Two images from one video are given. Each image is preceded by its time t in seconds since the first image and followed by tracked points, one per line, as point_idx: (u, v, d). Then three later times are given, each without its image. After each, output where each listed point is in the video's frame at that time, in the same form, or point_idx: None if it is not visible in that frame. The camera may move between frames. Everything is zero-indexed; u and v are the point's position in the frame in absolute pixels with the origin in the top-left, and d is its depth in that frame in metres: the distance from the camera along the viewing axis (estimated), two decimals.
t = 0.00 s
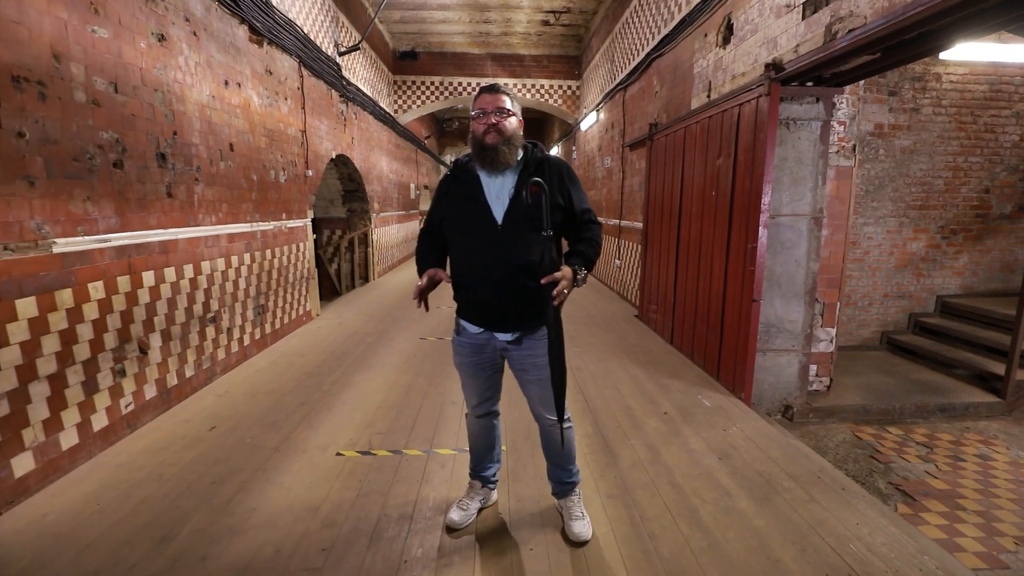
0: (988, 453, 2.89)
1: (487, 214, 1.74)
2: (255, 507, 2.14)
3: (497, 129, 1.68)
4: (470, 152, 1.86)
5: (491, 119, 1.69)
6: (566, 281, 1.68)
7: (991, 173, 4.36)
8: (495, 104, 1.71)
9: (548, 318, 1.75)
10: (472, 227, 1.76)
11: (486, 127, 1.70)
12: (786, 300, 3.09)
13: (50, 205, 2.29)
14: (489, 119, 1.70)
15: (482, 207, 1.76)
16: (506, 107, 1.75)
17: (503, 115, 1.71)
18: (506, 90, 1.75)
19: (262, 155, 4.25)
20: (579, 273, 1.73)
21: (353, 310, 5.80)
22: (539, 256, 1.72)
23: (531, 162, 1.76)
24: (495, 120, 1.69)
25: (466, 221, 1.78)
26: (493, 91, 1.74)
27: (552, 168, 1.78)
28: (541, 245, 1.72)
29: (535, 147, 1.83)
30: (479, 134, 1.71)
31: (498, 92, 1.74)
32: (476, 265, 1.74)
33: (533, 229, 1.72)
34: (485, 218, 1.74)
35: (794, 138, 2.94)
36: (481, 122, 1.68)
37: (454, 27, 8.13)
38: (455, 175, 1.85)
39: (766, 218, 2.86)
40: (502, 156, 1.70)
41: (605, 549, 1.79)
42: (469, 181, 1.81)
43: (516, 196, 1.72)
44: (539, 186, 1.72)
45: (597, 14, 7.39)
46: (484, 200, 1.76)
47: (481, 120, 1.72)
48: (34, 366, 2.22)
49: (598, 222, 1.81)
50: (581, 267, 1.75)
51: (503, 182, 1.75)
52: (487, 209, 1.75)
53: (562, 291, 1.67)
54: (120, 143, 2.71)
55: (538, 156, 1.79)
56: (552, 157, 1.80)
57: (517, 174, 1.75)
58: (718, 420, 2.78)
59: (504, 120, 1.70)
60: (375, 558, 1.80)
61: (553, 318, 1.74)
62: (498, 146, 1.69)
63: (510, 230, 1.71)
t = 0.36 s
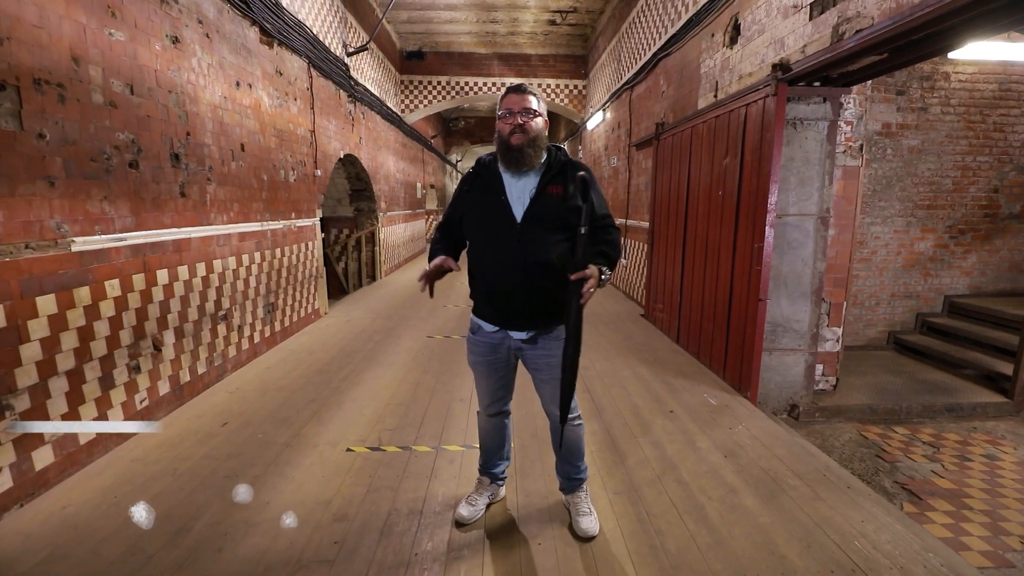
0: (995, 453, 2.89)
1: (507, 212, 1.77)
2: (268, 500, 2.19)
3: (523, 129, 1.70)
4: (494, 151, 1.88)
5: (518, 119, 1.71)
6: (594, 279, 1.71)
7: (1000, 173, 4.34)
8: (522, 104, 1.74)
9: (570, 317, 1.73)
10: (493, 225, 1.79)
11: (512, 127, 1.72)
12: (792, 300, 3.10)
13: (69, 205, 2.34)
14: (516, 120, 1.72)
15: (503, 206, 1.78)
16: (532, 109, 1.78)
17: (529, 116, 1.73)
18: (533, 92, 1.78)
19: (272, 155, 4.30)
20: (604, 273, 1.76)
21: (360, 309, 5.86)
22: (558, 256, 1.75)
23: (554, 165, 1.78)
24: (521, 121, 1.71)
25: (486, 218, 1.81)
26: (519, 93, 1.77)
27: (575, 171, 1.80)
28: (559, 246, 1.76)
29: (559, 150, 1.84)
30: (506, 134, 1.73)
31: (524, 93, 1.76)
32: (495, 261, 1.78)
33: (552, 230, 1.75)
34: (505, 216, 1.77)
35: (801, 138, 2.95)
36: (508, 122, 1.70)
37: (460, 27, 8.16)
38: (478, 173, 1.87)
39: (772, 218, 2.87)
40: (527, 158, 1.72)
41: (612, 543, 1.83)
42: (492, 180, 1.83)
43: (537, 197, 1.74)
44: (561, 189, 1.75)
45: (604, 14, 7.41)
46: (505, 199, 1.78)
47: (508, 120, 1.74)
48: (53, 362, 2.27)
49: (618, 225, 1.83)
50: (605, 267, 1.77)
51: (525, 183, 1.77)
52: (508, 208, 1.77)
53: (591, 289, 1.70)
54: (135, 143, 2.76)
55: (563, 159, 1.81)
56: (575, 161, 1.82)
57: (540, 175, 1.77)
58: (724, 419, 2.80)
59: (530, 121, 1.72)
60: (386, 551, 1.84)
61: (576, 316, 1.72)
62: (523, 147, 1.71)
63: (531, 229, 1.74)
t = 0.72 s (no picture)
0: (997, 452, 2.90)
1: (518, 211, 1.79)
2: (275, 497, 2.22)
3: (535, 130, 1.73)
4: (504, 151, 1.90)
5: (530, 120, 1.74)
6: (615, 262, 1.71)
7: (1002, 173, 4.34)
8: (534, 106, 1.76)
9: (594, 305, 1.83)
10: (503, 224, 1.81)
11: (525, 128, 1.74)
12: (794, 299, 3.11)
13: (79, 205, 2.37)
14: (528, 120, 1.75)
15: (513, 205, 1.80)
16: (544, 110, 1.80)
17: (541, 117, 1.75)
18: (545, 94, 1.81)
19: (277, 155, 4.34)
20: (629, 260, 1.76)
21: (364, 308, 5.89)
22: (567, 256, 1.78)
23: (564, 166, 1.81)
24: (534, 122, 1.74)
25: (495, 217, 1.84)
26: (532, 94, 1.79)
27: (585, 173, 1.83)
28: (569, 246, 1.79)
29: (570, 152, 1.88)
30: (518, 134, 1.75)
31: (536, 95, 1.79)
32: (504, 260, 1.80)
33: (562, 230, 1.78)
34: (515, 215, 1.79)
35: (803, 139, 2.96)
36: (520, 123, 1.73)
37: (463, 28, 8.19)
38: (488, 172, 1.89)
39: (774, 218, 2.89)
40: (539, 158, 1.75)
41: (616, 539, 1.85)
42: (502, 180, 1.85)
43: (548, 197, 1.77)
44: (572, 190, 1.78)
45: (606, 14, 7.43)
46: (515, 198, 1.81)
47: (520, 120, 1.76)
48: (64, 360, 2.30)
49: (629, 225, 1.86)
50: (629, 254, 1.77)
51: (536, 183, 1.80)
52: (518, 207, 1.80)
53: (613, 274, 1.69)
54: (143, 145, 2.80)
55: (574, 161, 1.84)
56: (585, 163, 1.85)
57: (551, 176, 1.80)
58: (726, 417, 2.82)
59: (542, 123, 1.75)
60: (392, 547, 1.87)
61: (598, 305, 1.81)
62: (536, 147, 1.74)
63: (542, 228, 1.77)
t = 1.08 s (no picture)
0: (998, 453, 2.91)
1: (522, 211, 1.81)
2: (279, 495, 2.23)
3: (540, 130, 1.74)
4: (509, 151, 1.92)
5: (535, 120, 1.75)
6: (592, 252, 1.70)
7: (1005, 174, 4.34)
8: (538, 106, 1.77)
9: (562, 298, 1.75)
10: (507, 224, 1.83)
11: (529, 127, 1.75)
12: (795, 300, 3.12)
13: (86, 205, 2.40)
14: (533, 121, 1.76)
15: (518, 205, 1.82)
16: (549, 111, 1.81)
17: (545, 117, 1.76)
18: (549, 95, 1.82)
19: (280, 156, 4.36)
20: (607, 255, 1.75)
21: (366, 308, 5.91)
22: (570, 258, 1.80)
23: (569, 168, 1.83)
24: (538, 122, 1.75)
25: (499, 217, 1.85)
26: (536, 95, 1.81)
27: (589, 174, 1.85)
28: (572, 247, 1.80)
29: (575, 152, 1.89)
30: (522, 134, 1.76)
31: (541, 96, 1.81)
32: (508, 261, 1.82)
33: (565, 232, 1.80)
34: (520, 216, 1.81)
35: (805, 140, 2.97)
36: (525, 123, 1.74)
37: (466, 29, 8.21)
38: (493, 172, 1.90)
39: (776, 218, 2.89)
40: (543, 159, 1.77)
41: (617, 538, 1.86)
42: (506, 180, 1.87)
43: (552, 198, 1.79)
44: (576, 191, 1.80)
45: (608, 15, 7.44)
46: (519, 199, 1.82)
47: (524, 120, 1.77)
48: (71, 359, 2.33)
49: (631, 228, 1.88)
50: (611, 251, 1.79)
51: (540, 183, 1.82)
52: (523, 207, 1.81)
53: (586, 260, 1.67)
54: (149, 145, 2.82)
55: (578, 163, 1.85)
56: (589, 164, 1.87)
57: (555, 177, 1.82)
58: (728, 417, 2.83)
59: (546, 123, 1.76)
60: (396, 544, 1.88)
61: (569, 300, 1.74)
62: (540, 148, 1.75)
63: (546, 230, 1.78)
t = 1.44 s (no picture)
0: (1002, 453, 2.90)
1: (525, 211, 1.81)
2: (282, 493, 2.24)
3: (542, 129, 1.74)
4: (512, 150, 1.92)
5: (538, 119, 1.75)
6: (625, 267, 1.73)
7: (1009, 173, 4.33)
8: (541, 105, 1.77)
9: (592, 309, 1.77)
10: (511, 224, 1.83)
11: (532, 126, 1.75)
12: (798, 300, 3.12)
13: (90, 205, 2.40)
14: (536, 119, 1.76)
15: (520, 204, 1.82)
16: (551, 110, 1.81)
17: (548, 116, 1.76)
18: (552, 93, 1.82)
19: (283, 155, 4.37)
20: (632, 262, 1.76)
21: (369, 308, 5.92)
22: (573, 256, 1.80)
23: (571, 167, 1.83)
24: (540, 120, 1.75)
25: (503, 218, 1.86)
26: (540, 94, 1.81)
27: (591, 173, 1.85)
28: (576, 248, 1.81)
29: (577, 152, 1.89)
30: (525, 133, 1.77)
31: (544, 94, 1.81)
32: (513, 260, 1.82)
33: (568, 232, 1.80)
34: (523, 216, 1.81)
35: (808, 139, 2.97)
36: (528, 122, 1.75)
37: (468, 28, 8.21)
38: (495, 172, 1.90)
39: (779, 218, 2.89)
40: (546, 158, 1.78)
41: (620, 537, 1.87)
42: (509, 180, 1.87)
43: (555, 197, 1.79)
44: (579, 191, 1.80)
45: (611, 15, 7.44)
46: (522, 198, 1.82)
47: (527, 119, 1.77)
48: (75, 357, 2.33)
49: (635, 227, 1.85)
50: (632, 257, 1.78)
51: (543, 183, 1.82)
52: (525, 207, 1.81)
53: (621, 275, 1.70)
54: (153, 144, 2.83)
55: (581, 162, 1.85)
56: (592, 164, 1.87)
57: (557, 177, 1.82)
58: (730, 416, 2.83)
59: (549, 121, 1.76)
60: (399, 543, 1.89)
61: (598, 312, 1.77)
62: (543, 147, 1.75)
63: (549, 229, 1.79)
